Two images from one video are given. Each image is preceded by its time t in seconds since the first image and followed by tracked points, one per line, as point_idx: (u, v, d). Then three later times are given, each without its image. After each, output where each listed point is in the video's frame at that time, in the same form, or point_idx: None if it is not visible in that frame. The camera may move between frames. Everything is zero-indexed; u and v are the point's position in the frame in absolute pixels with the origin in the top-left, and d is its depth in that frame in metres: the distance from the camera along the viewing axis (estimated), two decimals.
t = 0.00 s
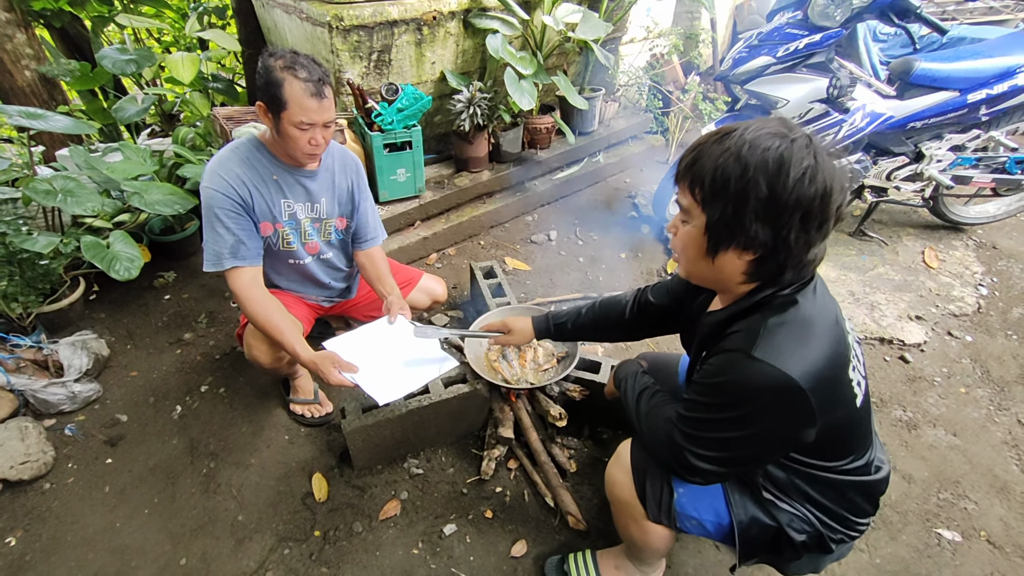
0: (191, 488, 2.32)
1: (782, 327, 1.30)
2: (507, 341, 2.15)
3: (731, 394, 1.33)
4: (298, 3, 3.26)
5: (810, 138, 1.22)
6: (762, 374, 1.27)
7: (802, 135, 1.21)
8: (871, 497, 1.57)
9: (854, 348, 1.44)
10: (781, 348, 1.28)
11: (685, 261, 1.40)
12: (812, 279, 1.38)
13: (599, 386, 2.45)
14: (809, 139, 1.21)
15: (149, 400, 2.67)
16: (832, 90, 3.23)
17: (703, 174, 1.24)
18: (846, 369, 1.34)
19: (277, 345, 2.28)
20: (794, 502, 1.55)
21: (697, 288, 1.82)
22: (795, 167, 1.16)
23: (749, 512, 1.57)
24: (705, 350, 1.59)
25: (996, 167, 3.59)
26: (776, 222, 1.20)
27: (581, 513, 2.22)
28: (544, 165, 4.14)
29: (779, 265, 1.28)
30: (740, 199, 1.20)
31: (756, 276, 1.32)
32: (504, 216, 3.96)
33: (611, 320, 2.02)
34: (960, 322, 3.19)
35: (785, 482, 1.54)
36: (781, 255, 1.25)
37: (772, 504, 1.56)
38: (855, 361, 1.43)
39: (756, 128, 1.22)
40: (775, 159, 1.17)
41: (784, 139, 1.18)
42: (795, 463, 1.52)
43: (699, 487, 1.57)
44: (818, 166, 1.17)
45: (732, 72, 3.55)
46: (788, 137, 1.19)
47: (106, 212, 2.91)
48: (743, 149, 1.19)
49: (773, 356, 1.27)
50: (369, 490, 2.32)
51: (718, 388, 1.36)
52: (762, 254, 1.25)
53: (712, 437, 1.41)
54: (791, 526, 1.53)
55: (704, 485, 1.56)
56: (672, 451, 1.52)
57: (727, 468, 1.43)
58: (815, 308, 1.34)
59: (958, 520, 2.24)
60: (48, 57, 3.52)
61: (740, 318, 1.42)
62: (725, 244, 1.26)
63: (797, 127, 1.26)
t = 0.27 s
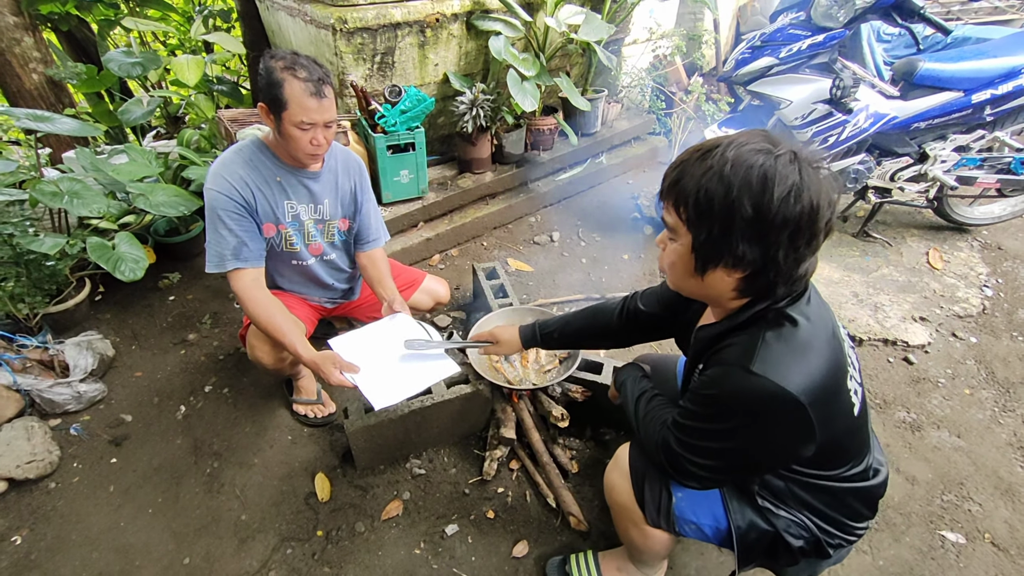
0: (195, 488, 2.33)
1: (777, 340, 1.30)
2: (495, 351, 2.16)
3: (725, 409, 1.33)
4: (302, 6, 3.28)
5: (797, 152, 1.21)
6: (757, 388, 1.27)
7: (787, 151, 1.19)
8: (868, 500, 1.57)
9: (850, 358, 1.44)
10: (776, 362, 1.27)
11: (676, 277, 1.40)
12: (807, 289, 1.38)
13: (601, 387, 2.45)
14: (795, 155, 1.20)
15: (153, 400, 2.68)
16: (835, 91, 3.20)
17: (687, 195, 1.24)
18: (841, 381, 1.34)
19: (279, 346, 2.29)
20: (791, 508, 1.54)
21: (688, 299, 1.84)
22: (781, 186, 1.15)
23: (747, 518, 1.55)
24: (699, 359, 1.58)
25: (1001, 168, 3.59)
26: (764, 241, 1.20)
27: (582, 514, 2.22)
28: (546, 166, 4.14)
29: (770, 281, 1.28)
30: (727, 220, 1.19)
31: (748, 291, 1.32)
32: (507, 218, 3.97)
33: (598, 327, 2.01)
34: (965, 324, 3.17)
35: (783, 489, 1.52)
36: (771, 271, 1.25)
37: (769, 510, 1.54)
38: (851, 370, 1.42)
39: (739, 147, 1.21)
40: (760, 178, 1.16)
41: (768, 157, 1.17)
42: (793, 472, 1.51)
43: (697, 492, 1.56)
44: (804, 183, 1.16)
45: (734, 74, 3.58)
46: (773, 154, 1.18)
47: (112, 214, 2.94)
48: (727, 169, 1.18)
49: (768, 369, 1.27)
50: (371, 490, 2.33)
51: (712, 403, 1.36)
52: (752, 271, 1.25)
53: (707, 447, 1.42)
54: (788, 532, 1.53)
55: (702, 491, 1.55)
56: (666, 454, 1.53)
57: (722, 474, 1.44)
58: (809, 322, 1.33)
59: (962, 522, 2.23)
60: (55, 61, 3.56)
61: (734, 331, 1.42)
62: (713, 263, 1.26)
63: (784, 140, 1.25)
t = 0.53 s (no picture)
0: (196, 489, 2.33)
1: (772, 345, 1.30)
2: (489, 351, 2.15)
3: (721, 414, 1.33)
4: (302, 7, 3.29)
5: (786, 154, 1.21)
6: (752, 395, 1.27)
7: (774, 152, 1.19)
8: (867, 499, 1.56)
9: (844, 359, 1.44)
10: (770, 367, 1.27)
11: (668, 281, 1.40)
12: (799, 292, 1.38)
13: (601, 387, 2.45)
14: (784, 156, 1.19)
15: (155, 401, 2.69)
16: (835, 89, 3.21)
17: (676, 199, 1.24)
18: (836, 384, 1.34)
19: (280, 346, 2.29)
20: (788, 509, 1.54)
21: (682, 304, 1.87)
22: (769, 188, 1.15)
23: (744, 520, 1.55)
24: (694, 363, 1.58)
25: (1001, 166, 3.57)
26: (753, 244, 1.20)
27: (583, 513, 2.23)
28: (546, 166, 4.15)
29: (762, 284, 1.28)
30: (714, 223, 1.19)
31: (739, 294, 1.32)
32: (507, 218, 3.97)
33: (590, 330, 2.01)
34: (966, 322, 3.17)
35: (780, 492, 1.52)
36: (763, 275, 1.25)
37: (766, 511, 1.54)
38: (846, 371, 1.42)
39: (727, 148, 1.21)
40: (747, 180, 1.16)
41: (755, 159, 1.17)
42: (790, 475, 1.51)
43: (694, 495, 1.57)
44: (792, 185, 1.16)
45: (734, 73, 3.60)
46: (760, 156, 1.18)
47: (113, 216, 2.95)
48: (714, 171, 1.18)
49: (762, 375, 1.27)
50: (372, 490, 2.33)
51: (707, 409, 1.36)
52: (743, 274, 1.25)
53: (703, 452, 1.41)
54: (785, 533, 1.53)
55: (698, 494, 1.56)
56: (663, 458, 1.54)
57: (718, 479, 1.44)
58: (803, 323, 1.33)
59: (964, 520, 2.23)
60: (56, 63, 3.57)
61: (728, 335, 1.42)
62: (703, 266, 1.26)
63: (772, 142, 1.25)
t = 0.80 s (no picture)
0: (195, 489, 2.33)
1: (762, 343, 1.30)
2: (496, 339, 2.13)
3: (711, 413, 1.33)
4: (297, 6, 3.28)
5: (775, 153, 1.21)
6: (742, 393, 1.26)
7: (764, 151, 1.20)
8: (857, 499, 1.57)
9: (836, 358, 1.44)
10: (760, 366, 1.27)
11: (659, 279, 1.40)
12: (790, 290, 1.38)
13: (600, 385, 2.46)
14: (772, 155, 1.20)
15: (152, 401, 2.69)
16: (833, 86, 3.25)
17: (665, 198, 1.24)
18: (828, 382, 1.34)
19: (278, 346, 2.29)
20: (779, 508, 1.54)
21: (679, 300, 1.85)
22: (759, 187, 1.15)
23: (734, 517, 1.55)
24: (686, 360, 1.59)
25: (997, 162, 3.63)
26: (743, 243, 1.20)
27: (582, 511, 2.23)
28: (544, 165, 4.14)
29: (752, 282, 1.28)
30: (705, 223, 1.20)
31: (729, 292, 1.33)
32: (504, 217, 3.97)
33: (596, 335, 2.02)
34: (962, 318, 3.18)
35: (771, 491, 1.52)
36: (752, 273, 1.26)
37: (757, 510, 1.54)
38: (838, 370, 1.42)
39: (716, 147, 1.22)
40: (737, 179, 1.16)
41: (743, 158, 1.18)
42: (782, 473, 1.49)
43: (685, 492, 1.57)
44: (781, 184, 1.16)
45: (730, 70, 3.59)
46: (749, 156, 1.18)
47: (109, 216, 2.94)
48: (704, 171, 1.19)
49: (752, 373, 1.26)
50: (371, 489, 2.33)
51: (696, 406, 1.36)
52: (733, 273, 1.26)
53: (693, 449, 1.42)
54: (776, 531, 1.53)
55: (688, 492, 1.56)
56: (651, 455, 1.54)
57: (707, 475, 1.44)
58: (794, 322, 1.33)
59: (960, 516, 2.24)
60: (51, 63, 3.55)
61: (719, 333, 1.43)
62: (693, 265, 1.27)
63: (762, 141, 1.25)
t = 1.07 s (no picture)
0: (196, 486, 2.34)
1: (732, 345, 1.28)
2: (545, 325, 2.12)
3: (676, 412, 1.33)
4: (299, 4, 3.28)
5: (758, 152, 1.19)
6: (704, 396, 1.25)
7: (744, 150, 1.18)
8: (831, 509, 1.54)
9: (824, 369, 1.38)
10: (727, 369, 1.25)
11: (646, 275, 1.41)
12: (775, 294, 1.35)
13: (600, 383, 2.47)
14: (753, 154, 1.18)
15: (153, 399, 2.69)
16: (834, 85, 3.23)
17: (646, 195, 1.25)
18: (802, 395, 1.30)
19: (278, 343, 2.30)
20: (749, 510, 1.51)
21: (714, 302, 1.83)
22: (731, 186, 1.14)
23: (704, 515, 1.53)
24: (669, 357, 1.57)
25: (999, 162, 3.61)
26: (718, 243, 1.19)
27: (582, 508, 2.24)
28: (545, 164, 4.14)
29: (730, 282, 1.27)
30: (679, 221, 1.21)
31: (712, 290, 1.31)
32: (505, 216, 3.97)
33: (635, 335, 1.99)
34: (963, 318, 3.18)
35: (739, 491, 1.49)
36: (729, 273, 1.24)
37: (725, 508, 1.52)
38: (821, 386, 1.37)
39: (699, 145, 1.21)
40: (711, 178, 1.15)
41: (720, 157, 1.16)
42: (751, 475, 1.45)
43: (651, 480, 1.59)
44: (757, 183, 1.14)
45: (733, 70, 3.60)
46: (728, 154, 1.17)
47: (110, 214, 2.94)
48: (681, 169, 1.19)
49: (718, 375, 1.25)
50: (371, 487, 2.34)
51: (663, 404, 1.35)
52: (711, 272, 1.25)
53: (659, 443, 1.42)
54: (743, 531, 1.50)
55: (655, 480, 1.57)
56: (616, 445, 1.54)
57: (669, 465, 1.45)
58: (774, 326, 1.30)
59: (960, 515, 2.24)
60: (52, 61, 3.56)
61: (700, 332, 1.41)
62: (677, 266, 1.28)
63: (748, 139, 1.23)
